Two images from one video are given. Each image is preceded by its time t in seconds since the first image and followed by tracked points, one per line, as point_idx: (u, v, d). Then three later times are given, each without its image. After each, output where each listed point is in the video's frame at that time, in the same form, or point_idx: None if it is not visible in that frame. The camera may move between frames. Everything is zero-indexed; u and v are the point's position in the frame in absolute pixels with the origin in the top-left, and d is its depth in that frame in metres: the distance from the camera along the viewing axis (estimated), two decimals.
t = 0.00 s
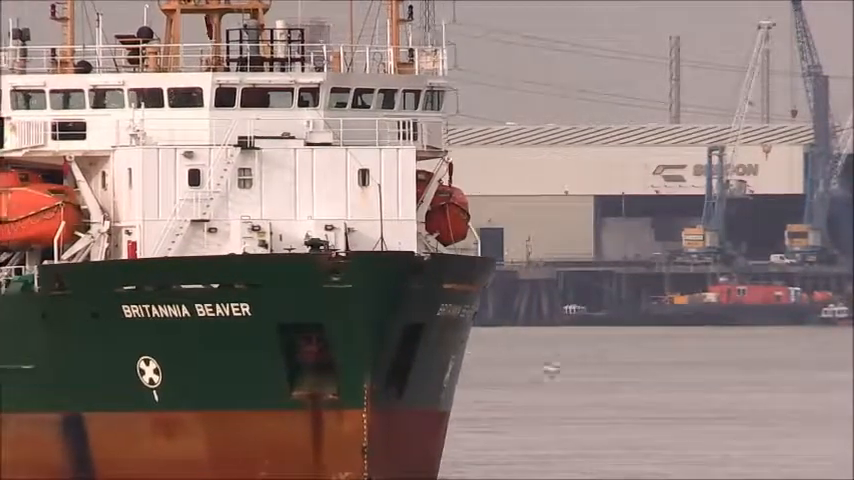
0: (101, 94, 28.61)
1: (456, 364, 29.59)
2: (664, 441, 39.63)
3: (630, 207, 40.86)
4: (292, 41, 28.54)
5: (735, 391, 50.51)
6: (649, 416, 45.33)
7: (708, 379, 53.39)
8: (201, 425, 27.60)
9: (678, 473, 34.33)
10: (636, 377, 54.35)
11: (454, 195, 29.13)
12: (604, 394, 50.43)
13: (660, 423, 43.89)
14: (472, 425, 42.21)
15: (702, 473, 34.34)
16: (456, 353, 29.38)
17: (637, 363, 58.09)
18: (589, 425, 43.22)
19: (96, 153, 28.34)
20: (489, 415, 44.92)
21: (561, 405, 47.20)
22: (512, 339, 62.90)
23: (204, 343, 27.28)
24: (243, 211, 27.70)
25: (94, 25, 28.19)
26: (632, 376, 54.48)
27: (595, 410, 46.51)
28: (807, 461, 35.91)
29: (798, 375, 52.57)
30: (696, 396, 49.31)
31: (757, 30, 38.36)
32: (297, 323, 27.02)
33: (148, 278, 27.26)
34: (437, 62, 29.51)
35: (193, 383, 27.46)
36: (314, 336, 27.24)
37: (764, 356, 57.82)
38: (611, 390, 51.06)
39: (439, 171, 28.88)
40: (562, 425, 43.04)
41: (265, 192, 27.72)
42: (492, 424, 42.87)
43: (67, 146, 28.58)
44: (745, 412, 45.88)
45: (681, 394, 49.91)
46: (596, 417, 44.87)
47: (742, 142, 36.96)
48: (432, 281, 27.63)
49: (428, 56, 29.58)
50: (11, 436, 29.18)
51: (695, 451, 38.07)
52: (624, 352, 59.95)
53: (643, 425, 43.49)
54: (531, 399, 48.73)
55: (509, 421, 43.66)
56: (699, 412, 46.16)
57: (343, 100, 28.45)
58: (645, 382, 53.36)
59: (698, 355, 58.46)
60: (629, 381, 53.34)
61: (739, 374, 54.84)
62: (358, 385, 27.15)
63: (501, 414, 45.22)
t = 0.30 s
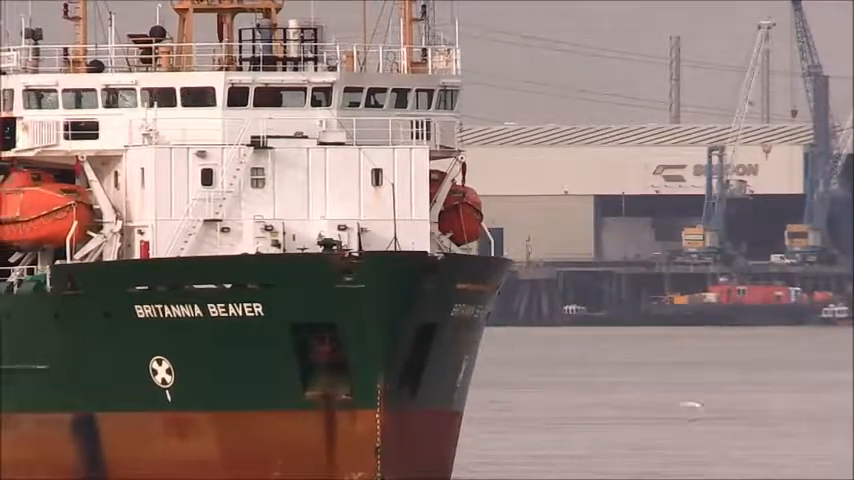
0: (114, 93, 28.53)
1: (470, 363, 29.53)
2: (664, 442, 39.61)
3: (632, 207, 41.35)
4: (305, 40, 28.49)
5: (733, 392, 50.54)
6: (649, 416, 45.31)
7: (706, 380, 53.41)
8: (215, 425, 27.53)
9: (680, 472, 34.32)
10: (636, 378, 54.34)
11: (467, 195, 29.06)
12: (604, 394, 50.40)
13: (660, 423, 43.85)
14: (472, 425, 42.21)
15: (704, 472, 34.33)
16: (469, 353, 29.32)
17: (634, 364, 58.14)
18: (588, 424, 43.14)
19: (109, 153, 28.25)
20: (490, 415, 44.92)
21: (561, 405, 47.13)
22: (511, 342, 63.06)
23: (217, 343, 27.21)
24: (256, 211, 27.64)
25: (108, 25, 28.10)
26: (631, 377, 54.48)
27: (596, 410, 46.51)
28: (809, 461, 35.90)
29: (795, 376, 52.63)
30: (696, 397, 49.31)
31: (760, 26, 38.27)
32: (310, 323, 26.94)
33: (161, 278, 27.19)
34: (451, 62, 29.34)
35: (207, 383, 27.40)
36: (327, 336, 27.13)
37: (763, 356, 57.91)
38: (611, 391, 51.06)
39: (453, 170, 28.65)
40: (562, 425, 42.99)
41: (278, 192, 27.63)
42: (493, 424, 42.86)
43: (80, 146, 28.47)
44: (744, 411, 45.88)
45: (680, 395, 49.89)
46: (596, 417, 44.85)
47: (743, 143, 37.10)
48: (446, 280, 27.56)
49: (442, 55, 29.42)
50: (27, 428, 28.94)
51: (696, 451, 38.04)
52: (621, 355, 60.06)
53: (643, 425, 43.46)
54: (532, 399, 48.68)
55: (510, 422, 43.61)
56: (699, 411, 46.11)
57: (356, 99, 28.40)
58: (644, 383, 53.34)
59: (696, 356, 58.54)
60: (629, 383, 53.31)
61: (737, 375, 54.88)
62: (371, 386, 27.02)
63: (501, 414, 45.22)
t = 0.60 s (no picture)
0: (129, 92, 28.44)
1: (486, 364, 29.45)
2: (666, 441, 39.53)
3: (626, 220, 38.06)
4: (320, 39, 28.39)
5: (732, 391, 50.51)
6: (650, 416, 45.23)
7: (704, 379, 53.38)
8: (230, 425, 27.44)
9: (683, 473, 34.23)
10: (635, 378, 54.32)
11: (482, 194, 28.95)
12: (604, 394, 50.34)
13: (661, 423, 43.75)
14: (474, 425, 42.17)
15: (707, 474, 34.24)
16: (485, 353, 29.22)
17: (632, 363, 58.15)
18: (589, 424, 43.04)
19: (123, 152, 28.17)
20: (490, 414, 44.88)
21: (562, 404, 47.01)
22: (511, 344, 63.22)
23: (232, 342, 27.12)
24: (271, 211, 27.56)
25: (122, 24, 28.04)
26: (631, 377, 54.43)
27: (598, 410, 46.47)
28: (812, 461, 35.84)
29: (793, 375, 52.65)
30: (696, 396, 49.26)
31: None
32: (325, 324, 26.83)
33: (176, 278, 27.10)
34: (467, 61, 29.22)
35: (222, 382, 27.31)
36: (342, 336, 27.01)
37: (760, 355, 58.02)
38: (611, 391, 50.99)
39: (468, 171, 28.60)
40: (563, 424, 42.89)
41: (293, 191, 27.55)
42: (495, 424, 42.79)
43: (95, 145, 28.43)
44: (745, 411, 45.82)
45: (681, 395, 49.85)
46: (597, 417, 44.79)
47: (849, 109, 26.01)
48: (462, 280, 27.45)
49: (457, 55, 29.31)
50: (40, 429, 28.98)
51: (697, 451, 37.97)
52: (618, 354, 60.12)
53: (644, 425, 43.39)
54: (533, 399, 48.60)
55: (510, 422, 43.55)
56: (699, 411, 46.04)
57: (371, 99, 28.31)
58: (643, 383, 53.32)
59: (693, 357, 58.61)
60: (629, 383, 53.24)
61: (735, 375, 54.90)
62: (386, 386, 26.90)
63: (502, 413, 45.15)
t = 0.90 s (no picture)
0: (141, 91, 28.36)
1: (500, 364, 29.40)
2: (666, 442, 39.37)
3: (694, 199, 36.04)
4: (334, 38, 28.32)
5: (732, 392, 50.36)
6: (649, 416, 45.08)
7: (704, 380, 53.25)
8: (243, 425, 27.39)
9: (684, 474, 34.07)
10: (634, 378, 54.20)
11: (496, 193, 28.87)
12: (603, 394, 50.31)
13: (662, 423, 43.57)
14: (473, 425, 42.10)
15: (709, 474, 34.06)
16: (499, 354, 29.17)
17: (631, 363, 58.03)
18: (588, 424, 42.88)
19: (136, 152, 28.12)
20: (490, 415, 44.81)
21: (562, 404, 46.97)
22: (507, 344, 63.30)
23: (245, 343, 27.04)
24: (284, 211, 27.53)
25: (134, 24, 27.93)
26: (631, 377, 54.30)
27: (598, 410, 46.45)
28: (813, 462, 35.68)
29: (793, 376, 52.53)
30: (695, 397, 49.12)
31: None
32: (339, 324, 26.76)
33: (189, 278, 27.02)
34: (480, 61, 29.18)
35: (235, 382, 27.25)
36: (356, 336, 26.93)
37: (753, 357, 58.18)
38: (611, 391, 50.86)
39: (482, 170, 28.57)
40: (564, 424, 42.84)
41: (306, 191, 27.51)
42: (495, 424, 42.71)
43: (108, 145, 28.38)
44: (746, 411, 45.66)
45: (680, 395, 49.71)
46: (596, 417, 44.64)
47: None
48: (475, 281, 27.38)
49: (470, 54, 29.24)
50: (54, 429, 28.88)
51: (698, 452, 37.82)
52: (616, 354, 60.00)
53: (644, 425, 43.21)
54: (533, 399, 48.54)
55: (510, 422, 43.48)
56: (699, 411, 45.87)
57: (385, 98, 28.24)
58: (642, 383, 53.18)
59: (686, 357, 58.70)
60: (629, 383, 53.07)
61: (735, 375, 54.79)
62: (400, 387, 26.85)
63: (502, 414, 45.09)
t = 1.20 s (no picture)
0: (156, 91, 28.26)
1: (516, 364, 29.33)
2: (667, 442, 39.25)
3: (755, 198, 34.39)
4: (349, 37, 28.30)
5: (731, 391, 50.22)
6: (650, 416, 44.94)
7: (702, 380, 53.04)
8: (258, 425, 27.31)
9: (686, 475, 33.92)
10: (632, 378, 53.96)
11: (512, 193, 28.79)
12: (606, 393, 50.27)
13: (662, 423, 43.40)
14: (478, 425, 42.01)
15: (710, 476, 33.92)
16: (515, 353, 29.09)
17: (630, 363, 57.92)
18: (592, 424, 42.83)
19: (150, 152, 28.04)
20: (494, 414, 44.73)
21: (565, 404, 46.92)
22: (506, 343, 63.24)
23: (260, 343, 26.97)
24: (300, 211, 27.46)
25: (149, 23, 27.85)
26: (630, 377, 54.13)
27: (602, 409, 46.41)
28: (815, 464, 35.52)
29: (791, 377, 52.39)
30: (694, 397, 48.98)
31: None
32: (354, 324, 26.67)
33: (204, 278, 26.96)
34: (496, 60, 29.06)
35: (250, 381, 27.17)
36: (371, 336, 26.85)
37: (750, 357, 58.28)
38: (611, 391, 50.72)
39: (498, 169, 28.51)
40: (568, 424, 42.77)
41: (321, 190, 27.44)
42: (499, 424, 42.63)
43: (123, 145, 28.30)
44: (746, 411, 45.52)
45: (680, 395, 49.54)
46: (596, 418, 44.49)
47: None
48: (491, 281, 27.31)
49: (486, 54, 29.15)
50: (67, 429, 28.65)
51: (699, 452, 37.68)
52: (614, 354, 59.88)
53: (643, 425, 43.02)
54: (536, 399, 48.47)
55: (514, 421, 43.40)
56: (698, 411, 45.70)
57: (400, 98, 28.17)
58: (637, 383, 52.94)
59: (684, 356, 58.72)
60: (628, 383, 52.90)
61: (733, 375, 54.63)
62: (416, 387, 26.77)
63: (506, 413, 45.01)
